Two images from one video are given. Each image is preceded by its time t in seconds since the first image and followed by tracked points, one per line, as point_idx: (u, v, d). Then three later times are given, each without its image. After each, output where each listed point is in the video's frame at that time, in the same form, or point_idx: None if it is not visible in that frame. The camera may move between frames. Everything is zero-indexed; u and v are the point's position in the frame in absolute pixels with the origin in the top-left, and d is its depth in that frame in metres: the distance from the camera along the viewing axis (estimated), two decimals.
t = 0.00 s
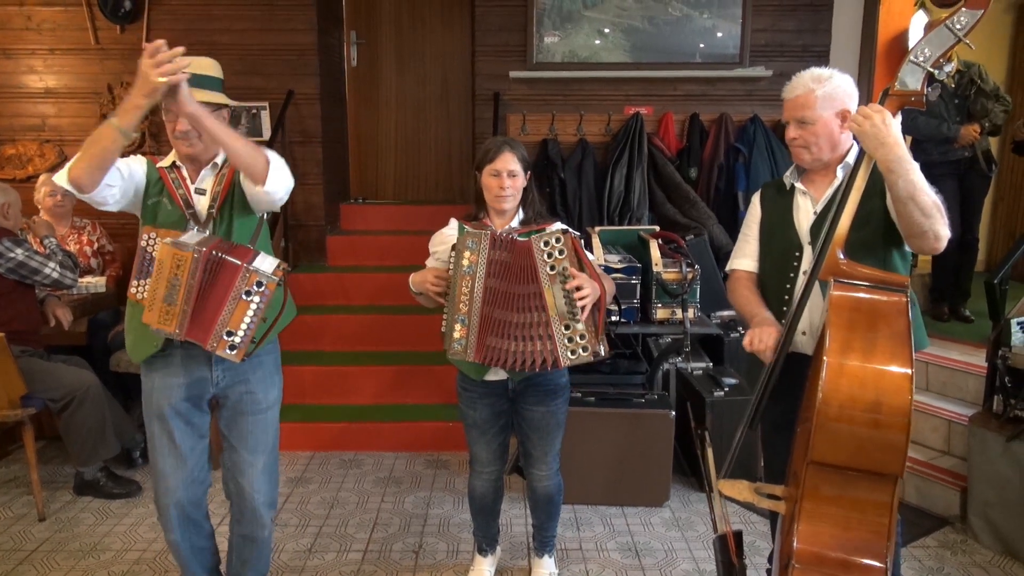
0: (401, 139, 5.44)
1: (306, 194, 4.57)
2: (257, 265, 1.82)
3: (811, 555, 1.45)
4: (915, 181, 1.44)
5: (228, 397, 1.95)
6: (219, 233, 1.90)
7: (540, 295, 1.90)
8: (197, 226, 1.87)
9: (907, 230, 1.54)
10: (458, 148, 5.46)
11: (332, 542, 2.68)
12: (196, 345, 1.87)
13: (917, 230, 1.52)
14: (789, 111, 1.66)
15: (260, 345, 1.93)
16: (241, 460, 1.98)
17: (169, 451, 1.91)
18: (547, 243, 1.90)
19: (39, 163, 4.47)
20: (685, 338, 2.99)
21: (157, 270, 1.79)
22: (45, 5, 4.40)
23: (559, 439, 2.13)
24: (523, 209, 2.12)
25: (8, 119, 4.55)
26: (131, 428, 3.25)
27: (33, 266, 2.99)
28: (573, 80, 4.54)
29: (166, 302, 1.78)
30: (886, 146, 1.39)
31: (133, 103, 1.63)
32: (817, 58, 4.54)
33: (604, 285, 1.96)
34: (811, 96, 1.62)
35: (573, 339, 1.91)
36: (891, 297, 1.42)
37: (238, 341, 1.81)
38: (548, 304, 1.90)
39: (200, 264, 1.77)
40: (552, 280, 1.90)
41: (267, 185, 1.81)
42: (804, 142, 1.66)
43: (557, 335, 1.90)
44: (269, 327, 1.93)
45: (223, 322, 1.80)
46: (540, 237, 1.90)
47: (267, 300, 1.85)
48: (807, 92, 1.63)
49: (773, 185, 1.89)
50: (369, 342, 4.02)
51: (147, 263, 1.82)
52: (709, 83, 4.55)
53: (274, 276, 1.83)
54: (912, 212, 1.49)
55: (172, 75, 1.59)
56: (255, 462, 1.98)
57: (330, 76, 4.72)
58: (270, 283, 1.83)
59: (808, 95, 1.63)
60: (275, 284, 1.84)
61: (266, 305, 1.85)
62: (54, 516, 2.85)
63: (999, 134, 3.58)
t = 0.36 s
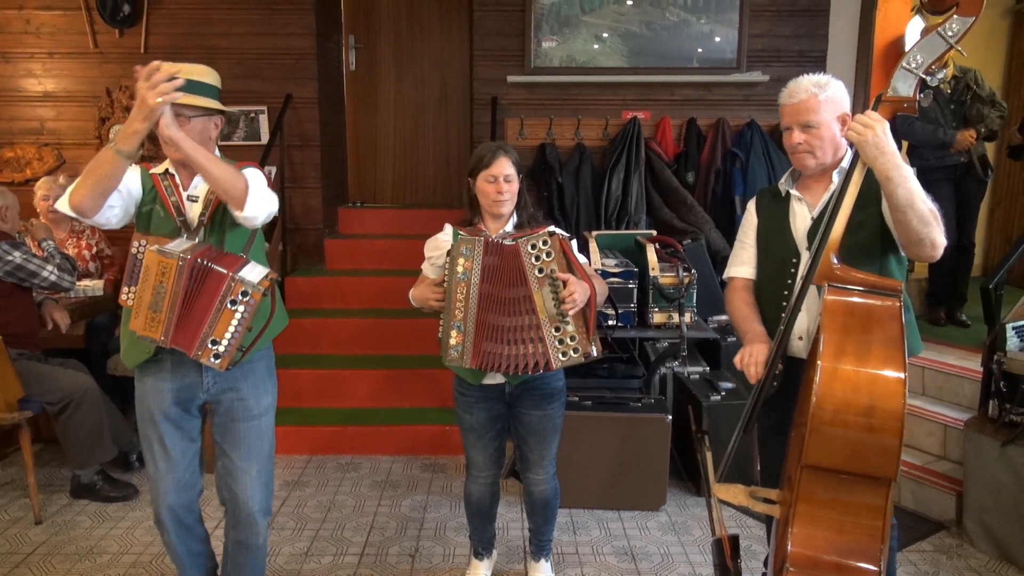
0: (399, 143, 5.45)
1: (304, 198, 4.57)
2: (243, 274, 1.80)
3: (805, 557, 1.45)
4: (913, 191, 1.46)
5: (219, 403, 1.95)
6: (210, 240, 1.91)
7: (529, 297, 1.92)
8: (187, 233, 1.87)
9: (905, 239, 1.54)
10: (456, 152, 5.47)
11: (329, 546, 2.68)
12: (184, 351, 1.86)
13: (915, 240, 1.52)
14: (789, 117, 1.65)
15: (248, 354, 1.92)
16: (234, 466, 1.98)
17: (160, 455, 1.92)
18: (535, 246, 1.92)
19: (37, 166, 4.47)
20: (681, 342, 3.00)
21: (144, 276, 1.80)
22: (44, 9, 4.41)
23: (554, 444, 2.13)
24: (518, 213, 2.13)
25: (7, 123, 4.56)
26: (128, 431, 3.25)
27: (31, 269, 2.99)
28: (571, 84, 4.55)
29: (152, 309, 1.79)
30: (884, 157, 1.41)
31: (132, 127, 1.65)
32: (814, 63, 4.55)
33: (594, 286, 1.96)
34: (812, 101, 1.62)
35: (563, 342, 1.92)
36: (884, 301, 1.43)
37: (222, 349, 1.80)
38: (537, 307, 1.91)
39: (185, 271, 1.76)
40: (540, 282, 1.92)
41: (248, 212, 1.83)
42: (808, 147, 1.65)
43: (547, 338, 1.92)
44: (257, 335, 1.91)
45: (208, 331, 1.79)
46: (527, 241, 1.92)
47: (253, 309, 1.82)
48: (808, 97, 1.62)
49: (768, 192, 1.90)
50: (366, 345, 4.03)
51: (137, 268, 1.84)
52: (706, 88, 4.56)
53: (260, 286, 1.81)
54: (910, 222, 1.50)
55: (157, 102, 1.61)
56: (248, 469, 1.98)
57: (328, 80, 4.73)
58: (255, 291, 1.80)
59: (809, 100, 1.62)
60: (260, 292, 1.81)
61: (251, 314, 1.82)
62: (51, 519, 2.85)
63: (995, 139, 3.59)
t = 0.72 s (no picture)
0: (399, 145, 5.46)
1: (304, 200, 4.58)
2: (251, 270, 1.82)
3: (806, 560, 1.45)
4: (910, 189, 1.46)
5: (219, 400, 1.95)
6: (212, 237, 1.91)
7: (523, 301, 1.93)
8: (190, 227, 1.87)
9: (899, 238, 1.55)
10: (456, 154, 5.48)
11: (327, 547, 2.68)
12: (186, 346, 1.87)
13: (910, 239, 1.53)
14: (809, 115, 1.62)
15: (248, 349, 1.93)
16: (234, 462, 1.98)
17: (160, 452, 1.92)
18: (534, 249, 1.92)
19: (38, 166, 4.48)
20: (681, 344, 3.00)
21: (149, 270, 1.79)
22: (45, 10, 4.41)
23: (554, 444, 2.14)
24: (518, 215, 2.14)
25: (8, 123, 4.56)
26: (127, 431, 3.25)
27: (32, 269, 3.00)
28: (571, 87, 4.56)
29: (157, 303, 1.78)
30: (882, 155, 1.41)
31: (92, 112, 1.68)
32: (814, 67, 4.56)
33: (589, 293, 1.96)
34: (832, 101, 1.62)
35: (554, 347, 1.93)
36: (885, 303, 1.44)
37: (228, 344, 1.82)
38: (530, 310, 1.92)
39: (192, 266, 1.76)
40: (536, 286, 1.92)
41: (243, 217, 1.81)
42: (830, 145, 1.64)
43: (537, 344, 1.93)
44: (258, 332, 1.93)
45: (215, 327, 1.81)
46: (528, 245, 1.92)
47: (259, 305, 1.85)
48: (829, 96, 1.62)
49: (769, 193, 1.91)
50: (366, 346, 4.03)
51: (139, 263, 1.84)
52: (706, 91, 4.57)
53: (269, 282, 1.84)
54: (905, 222, 1.50)
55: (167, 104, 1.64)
56: (247, 464, 1.99)
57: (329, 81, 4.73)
58: (264, 288, 1.83)
59: (829, 99, 1.62)
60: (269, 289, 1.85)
61: (257, 310, 1.85)
62: (50, 519, 2.85)
63: (994, 143, 3.60)
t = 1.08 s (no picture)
0: (401, 145, 5.47)
1: (305, 200, 4.59)
2: (255, 263, 1.83)
3: (803, 560, 1.46)
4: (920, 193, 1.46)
5: (217, 393, 1.96)
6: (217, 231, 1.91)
7: (522, 300, 1.93)
8: (193, 221, 1.87)
9: (910, 241, 1.55)
10: (457, 155, 5.49)
11: (327, 546, 2.68)
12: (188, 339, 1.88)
13: (924, 242, 1.53)
14: (809, 117, 1.63)
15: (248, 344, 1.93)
16: (232, 456, 1.99)
17: (155, 443, 1.93)
18: (535, 250, 1.93)
19: (40, 165, 4.48)
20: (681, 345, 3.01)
21: (151, 261, 1.80)
22: (48, 10, 4.42)
23: (554, 444, 2.14)
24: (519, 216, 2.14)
25: (10, 123, 4.57)
26: (127, 431, 3.25)
27: (34, 267, 3.01)
28: (572, 88, 4.56)
29: (159, 294, 1.79)
30: (890, 161, 1.41)
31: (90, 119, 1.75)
32: (815, 69, 4.57)
33: (586, 299, 1.98)
34: (832, 102, 1.62)
35: (547, 348, 1.92)
36: (882, 304, 1.44)
37: (229, 337, 1.82)
38: (527, 310, 1.92)
39: (195, 257, 1.78)
40: (535, 286, 1.93)
41: (253, 206, 1.82)
42: (832, 146, 1.65)
43: (531, 342, 1.92)
44: (259, 326, 1.92)
45: (217, 318, 1.81)
46: (529, 245, 1.93)
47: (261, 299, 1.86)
48: (827, 98, 1.62)
49: (770, 194, 1.91)
50: (366, 347, 4.04)
51: (142, 253, 1.84)
52: (707, 92, 4.57)
53: (271, 276, 1.85)
54: (919, 224, 1.50)
55: (94, 85, 1.70)
56: (246, 459, 1.99)
57: (331, 82, 4.74)
58: (266, 282, 1.84)
59: (828, 101, 1.62)
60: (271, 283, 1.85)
61: (259, 304, 1.86)
62: (51, 517, 2.86)
63: (996, 146, 3.60)
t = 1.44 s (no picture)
0: (403, 146, 5.48)
1: (308, 200, 4.59)
2: (232, 256, 1.76)
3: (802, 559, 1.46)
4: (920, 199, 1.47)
5: (228, 393, 1.97)
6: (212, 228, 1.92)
7: (521, 301, 1.94)
8: (187, 219, 1.89)
9: (914, 247, 1.55)
10: (460, 156, 5.50)
11: (328, 545, 2.69)
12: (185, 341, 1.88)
13: (926, 249, 1.54)
14: (804, 121, 1.63)
15: (246, 338, 1.89)
16: (240, 455, 2.00)
17: (166, 444, 1.94)
18: (536, 252, 1.94)
19: (45, 164, 4.49)
20: (682, 346, 3.01)
21: (136, 261, 1.83)
22: (53, 9, 4.44)
23: (554, 445, 2.15)
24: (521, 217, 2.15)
25: (14, 122, 4.59)
26: (130, 429, 3.27)
27: (38, 265, 3.02)
28: (575, 90, 4.57)
29: (146, 291, 1.81)
30: (892, 169, 1.43)
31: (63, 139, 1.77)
32: (817, 71, 4.57)
33: (586, 302, 1.99)
34: (825, 105, 1.63)
35: (544, 350, 1.93)
36: (882, 305, 1.45)
37: (215, 332, 1.77)
38: (525, 311, 1.93)
39: (171, 252, 1.76)
40: (534, 288, 1.94)
41: (250, 184, 1.82)
42: (830, 148, 1.65)
43: (528, 341, 1.94)
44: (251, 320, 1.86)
45: (200, 313, 1.77)
46: (530, 246, 1.94)
47: (244, 291, 1.79)
48: (821, 101, 1.63)
49: (769, 197, 1.92)
50: (368, 346, 4.05)
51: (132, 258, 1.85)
52: (709, 94, 4.58)
53: (249, 267, 1.77)
54: (920, 232, 1.51)
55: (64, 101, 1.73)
56: (254, 458, 2.00)
57: (334, 82, 4.75)
58: (243, 272, 1.76)
59: (822, 104, 1.63)
60: (249, 273, 1.77)
61: (241, 296, 1.79)
62: (53, 515, 2.87)
63: (998, 148, 3.60)
